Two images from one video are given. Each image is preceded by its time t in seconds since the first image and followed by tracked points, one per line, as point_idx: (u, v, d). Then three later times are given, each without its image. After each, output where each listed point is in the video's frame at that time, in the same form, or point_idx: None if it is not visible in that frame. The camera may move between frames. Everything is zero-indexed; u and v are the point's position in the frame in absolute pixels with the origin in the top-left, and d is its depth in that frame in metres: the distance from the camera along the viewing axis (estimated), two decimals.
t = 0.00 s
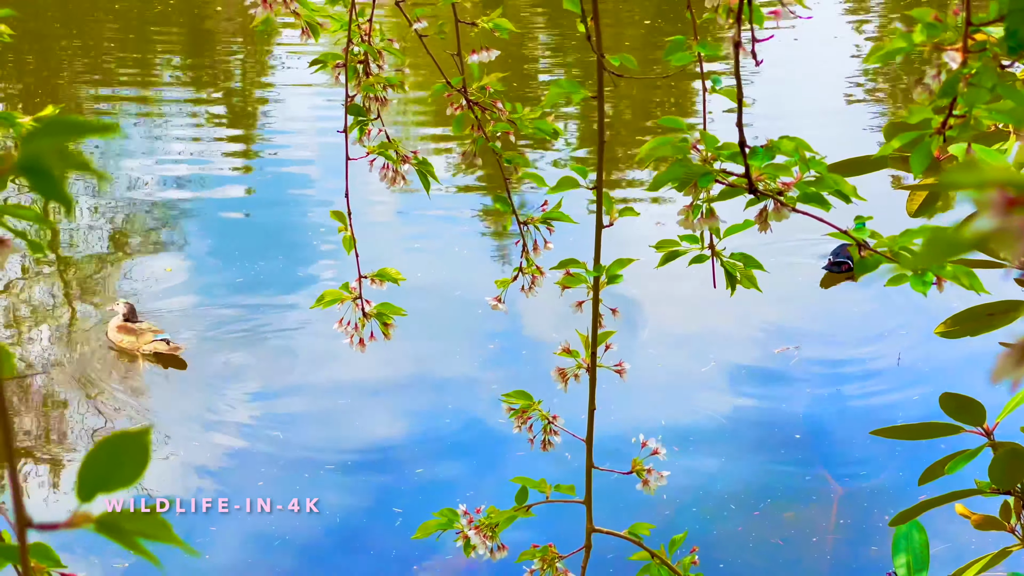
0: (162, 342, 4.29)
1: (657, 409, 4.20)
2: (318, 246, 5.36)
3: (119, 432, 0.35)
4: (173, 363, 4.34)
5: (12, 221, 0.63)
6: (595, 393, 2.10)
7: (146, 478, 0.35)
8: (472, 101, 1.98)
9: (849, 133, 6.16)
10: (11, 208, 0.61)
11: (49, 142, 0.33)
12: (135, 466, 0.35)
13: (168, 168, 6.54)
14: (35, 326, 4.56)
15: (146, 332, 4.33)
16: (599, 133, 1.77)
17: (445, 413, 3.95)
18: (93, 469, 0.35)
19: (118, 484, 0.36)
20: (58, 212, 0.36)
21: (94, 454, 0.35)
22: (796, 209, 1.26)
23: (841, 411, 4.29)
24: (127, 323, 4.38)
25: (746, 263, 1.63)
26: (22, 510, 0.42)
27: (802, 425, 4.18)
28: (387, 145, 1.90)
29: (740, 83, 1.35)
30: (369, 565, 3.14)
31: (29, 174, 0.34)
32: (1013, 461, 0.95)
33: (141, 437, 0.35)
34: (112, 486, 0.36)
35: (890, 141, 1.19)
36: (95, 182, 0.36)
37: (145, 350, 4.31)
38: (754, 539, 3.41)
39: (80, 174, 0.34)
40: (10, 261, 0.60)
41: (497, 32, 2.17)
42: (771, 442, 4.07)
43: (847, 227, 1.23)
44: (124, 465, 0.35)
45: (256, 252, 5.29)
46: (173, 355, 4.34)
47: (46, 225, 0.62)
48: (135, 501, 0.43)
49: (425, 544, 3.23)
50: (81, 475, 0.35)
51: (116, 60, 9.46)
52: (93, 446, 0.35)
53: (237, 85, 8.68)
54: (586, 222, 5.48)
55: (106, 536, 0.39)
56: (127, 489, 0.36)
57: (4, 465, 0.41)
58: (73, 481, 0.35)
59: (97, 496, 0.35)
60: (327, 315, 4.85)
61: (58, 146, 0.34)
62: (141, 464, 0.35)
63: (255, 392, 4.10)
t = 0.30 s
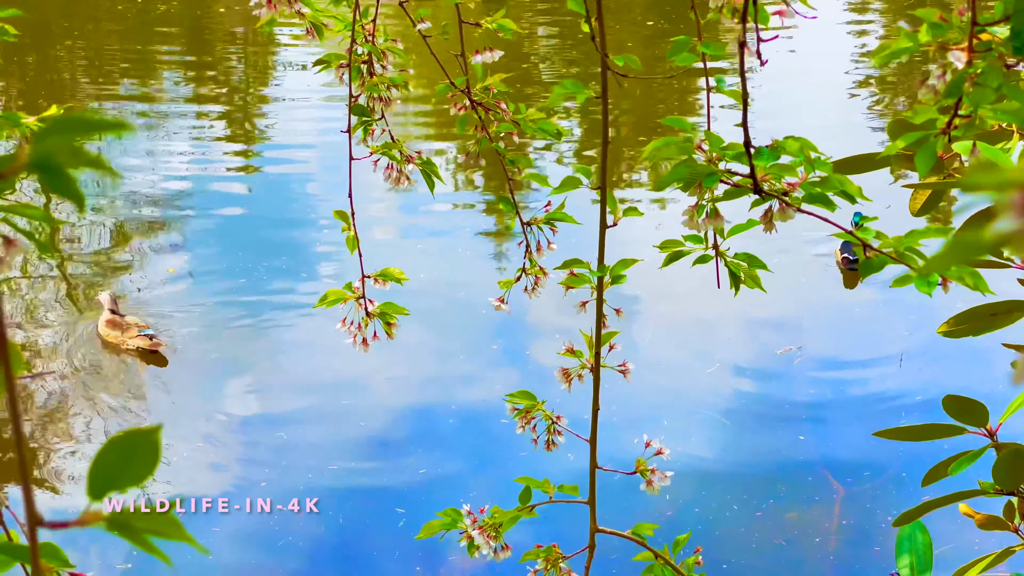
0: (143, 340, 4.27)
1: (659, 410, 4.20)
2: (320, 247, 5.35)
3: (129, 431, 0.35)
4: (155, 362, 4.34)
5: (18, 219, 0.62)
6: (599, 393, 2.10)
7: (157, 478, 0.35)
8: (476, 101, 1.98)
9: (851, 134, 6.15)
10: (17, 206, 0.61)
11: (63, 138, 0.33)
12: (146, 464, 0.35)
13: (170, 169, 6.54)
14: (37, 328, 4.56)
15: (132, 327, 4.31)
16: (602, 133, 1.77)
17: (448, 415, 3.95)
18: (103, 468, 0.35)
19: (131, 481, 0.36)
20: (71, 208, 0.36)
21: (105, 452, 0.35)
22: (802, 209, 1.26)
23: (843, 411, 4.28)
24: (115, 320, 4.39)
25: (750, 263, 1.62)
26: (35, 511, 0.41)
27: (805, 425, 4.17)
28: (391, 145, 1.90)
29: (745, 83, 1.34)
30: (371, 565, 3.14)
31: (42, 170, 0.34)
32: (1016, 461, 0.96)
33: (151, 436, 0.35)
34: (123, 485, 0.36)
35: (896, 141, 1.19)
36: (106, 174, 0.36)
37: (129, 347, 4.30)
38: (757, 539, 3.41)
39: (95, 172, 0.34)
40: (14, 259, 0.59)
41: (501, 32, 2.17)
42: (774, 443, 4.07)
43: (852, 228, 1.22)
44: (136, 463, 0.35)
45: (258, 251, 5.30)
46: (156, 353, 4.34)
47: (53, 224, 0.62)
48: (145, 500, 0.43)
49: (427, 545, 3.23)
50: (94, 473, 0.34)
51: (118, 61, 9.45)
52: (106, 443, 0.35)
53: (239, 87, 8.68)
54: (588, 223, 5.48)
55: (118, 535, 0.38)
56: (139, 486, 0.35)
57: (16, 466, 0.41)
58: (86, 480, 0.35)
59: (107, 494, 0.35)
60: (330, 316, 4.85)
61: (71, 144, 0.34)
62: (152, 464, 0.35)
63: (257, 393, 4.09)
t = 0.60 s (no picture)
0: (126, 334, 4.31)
1: (661, 411, 4.20)
2: (321, 247, 5.37)
3: (129, 433, 0.36)
4: (138, 356, 4.38)
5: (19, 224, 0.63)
6: (600, 395, 2.10)
7: (153, 483, 0.36)
8: (477, 103, 1.98)
9: (852, 136, 6.15)
10: (19, 209, 0.61)
11: (63, 144, 0.34)
12: (145, 464, 0.36)
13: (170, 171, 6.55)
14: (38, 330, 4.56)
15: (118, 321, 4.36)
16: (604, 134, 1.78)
17: (449, 416, 3.95)
18: (104, 471, 0.35)
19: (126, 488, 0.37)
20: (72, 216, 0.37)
21: (106, 456, 0.35)
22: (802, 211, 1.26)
23: (844, 412, 4.29)
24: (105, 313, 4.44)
25: (751, 265, 1.62)
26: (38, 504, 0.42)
27: (806, 426, 4.18)
28: (392, 147, 1.90)
29: (746, 85, 1.35)
30: (373, 565, 3.15)
31: (43, 177, 0.34)
32: (1015, 462, 0.96)
33: (150, 439, 0.35)
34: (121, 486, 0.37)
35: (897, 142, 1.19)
36: (105, 182, 0.37)
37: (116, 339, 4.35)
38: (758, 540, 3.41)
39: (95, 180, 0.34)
40: (16, 261, 0.60)
41: (502, 34, 2.17)
42: (775, 443, 4.07)
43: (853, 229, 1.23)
44: (136, 465, 0.36)
45: (258, 252, 5.31)
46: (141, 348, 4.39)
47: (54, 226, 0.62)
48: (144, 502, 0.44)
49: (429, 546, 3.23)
50: (93, 476, 0.35)
51: (119, 64, 9.46)
52: (105, 447, 0.35)
53: (240, 90, 8.68)
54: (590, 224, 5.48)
55: (115, 536, 0.39)
56: (138, 488, 0.36)
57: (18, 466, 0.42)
58: (84, 483, 0.35)
59: (106, 496, 0.36)
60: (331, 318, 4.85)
61: (73, 150, 0.35)
62: (149, 466, 0.35)
63: (259, 394, 4.09)
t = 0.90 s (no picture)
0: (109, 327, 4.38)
1: (661, 411, 4.20)
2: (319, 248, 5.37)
3: (130, 432, 0.35)
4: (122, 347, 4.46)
5: (18, 224, 0.62)
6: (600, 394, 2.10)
7: (154, 483, 0.35)
8: (477, 102, 1.98)
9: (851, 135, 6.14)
10: (17, 209, 0.60)
11: (66, 135, 0.33)
12: (148, 464, 0.34)
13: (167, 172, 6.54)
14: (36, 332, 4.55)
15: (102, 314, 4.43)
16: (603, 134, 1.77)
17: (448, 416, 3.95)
18: (105, 471, 0.34)
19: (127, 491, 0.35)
20: (73, 211, 0.36)
21: (105, 456, 0.34)
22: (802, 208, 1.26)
23: (844, 412, 4.28)
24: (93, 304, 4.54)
25: (751, 263, 1.62)
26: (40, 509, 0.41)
27: (806, 426, 4.17)
28: (392, 147, 1.90)
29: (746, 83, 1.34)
30: (373, 566, 3.14)
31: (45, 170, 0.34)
32: (1016, 463, 0.96)
33: (153, 436, 0.34)
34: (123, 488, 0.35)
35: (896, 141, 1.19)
36: (107, 176, 0.36)
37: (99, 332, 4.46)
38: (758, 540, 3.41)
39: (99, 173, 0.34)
40: (13, 261, 0.59)
41: (502, 34, 2.17)
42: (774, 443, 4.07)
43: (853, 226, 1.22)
44: (137, 464, 0.35)
45: (257, 253, 5.31)
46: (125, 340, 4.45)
47: (54, 227, 0.61)
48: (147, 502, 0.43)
49: (429, 546, 3.23)
50: (93, 477, 0.34)
51: (116, 62, 9.44)
52: (105, 446, 0.34)
53: (238, 89, 8.67)
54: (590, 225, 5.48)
55: (120, 535, 0.38)
56: (140, 489, 0.35)
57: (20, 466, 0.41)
58: (86, 482, 0.34)
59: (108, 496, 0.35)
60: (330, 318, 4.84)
61: (75, 145, 0.34)
62: (153, 464, 0.34)
63: (259, 395, 4.08)
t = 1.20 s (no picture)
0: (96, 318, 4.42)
1: (658, 411, 4.20)
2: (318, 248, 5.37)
3: (130, 427, 0.35)
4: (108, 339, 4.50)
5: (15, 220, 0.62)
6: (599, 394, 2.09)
7: (156, 478, 0.35)
8: (474, 102, 1.98)
9: (848, 134, 6.15)
10: (14, 206, 0.60)
11: (64, 131, 0.33)
12: (150, 458, 0.35)
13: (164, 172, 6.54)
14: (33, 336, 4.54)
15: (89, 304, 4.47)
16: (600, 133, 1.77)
17: (446, 416, 3.95)
18: (107, 467, 0.34)
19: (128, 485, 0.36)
20: (76, 201, 0.36)
21: (107, 452, 0.34)
22: (800, 206, 1.26)
23: (841, 409, 4.29)
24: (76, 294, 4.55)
25: (749, 262, 1.62)
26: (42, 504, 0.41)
27: (803, 425, 4.17)
28: (389, 146, 1.90)
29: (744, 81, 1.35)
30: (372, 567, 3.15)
31: (46, 165, 0.34)
32: (1015, 461, 0.96)
33: (155, 430, 0.35)
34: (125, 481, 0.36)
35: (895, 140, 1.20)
36: (112, 168, 0.36)
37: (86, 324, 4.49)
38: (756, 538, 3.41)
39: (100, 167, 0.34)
40: (12, 257, 0.59)
41: (499, 33, 2.17)
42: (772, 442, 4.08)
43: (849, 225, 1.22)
44: (139, 459, 0.35)
45: (255, 254, 5.31)
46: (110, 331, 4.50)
47: (52, 224, 0.61)
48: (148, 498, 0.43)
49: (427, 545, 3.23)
50: (96, 471, 0.34)
51: (114, 62, 9.42)
52: (107, 442, 0.35)
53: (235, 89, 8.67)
54: (587, 225, 5.48)
55: (122, 530, 0.39)
56: (142, 482, 0.35)
57: (23, 460, 0.41)
58: (89, 477, 0.34)
59: (112, 489, 0.35)
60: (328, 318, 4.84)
61: (77, 138, 0.34)
62: (155, 458, 0.35)
63: (256, 395, 4.08)
